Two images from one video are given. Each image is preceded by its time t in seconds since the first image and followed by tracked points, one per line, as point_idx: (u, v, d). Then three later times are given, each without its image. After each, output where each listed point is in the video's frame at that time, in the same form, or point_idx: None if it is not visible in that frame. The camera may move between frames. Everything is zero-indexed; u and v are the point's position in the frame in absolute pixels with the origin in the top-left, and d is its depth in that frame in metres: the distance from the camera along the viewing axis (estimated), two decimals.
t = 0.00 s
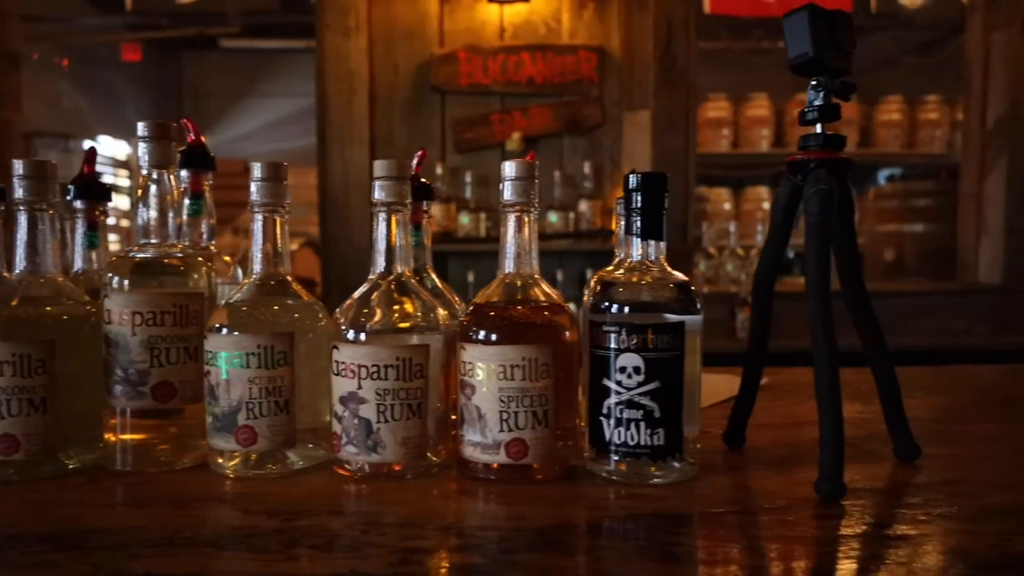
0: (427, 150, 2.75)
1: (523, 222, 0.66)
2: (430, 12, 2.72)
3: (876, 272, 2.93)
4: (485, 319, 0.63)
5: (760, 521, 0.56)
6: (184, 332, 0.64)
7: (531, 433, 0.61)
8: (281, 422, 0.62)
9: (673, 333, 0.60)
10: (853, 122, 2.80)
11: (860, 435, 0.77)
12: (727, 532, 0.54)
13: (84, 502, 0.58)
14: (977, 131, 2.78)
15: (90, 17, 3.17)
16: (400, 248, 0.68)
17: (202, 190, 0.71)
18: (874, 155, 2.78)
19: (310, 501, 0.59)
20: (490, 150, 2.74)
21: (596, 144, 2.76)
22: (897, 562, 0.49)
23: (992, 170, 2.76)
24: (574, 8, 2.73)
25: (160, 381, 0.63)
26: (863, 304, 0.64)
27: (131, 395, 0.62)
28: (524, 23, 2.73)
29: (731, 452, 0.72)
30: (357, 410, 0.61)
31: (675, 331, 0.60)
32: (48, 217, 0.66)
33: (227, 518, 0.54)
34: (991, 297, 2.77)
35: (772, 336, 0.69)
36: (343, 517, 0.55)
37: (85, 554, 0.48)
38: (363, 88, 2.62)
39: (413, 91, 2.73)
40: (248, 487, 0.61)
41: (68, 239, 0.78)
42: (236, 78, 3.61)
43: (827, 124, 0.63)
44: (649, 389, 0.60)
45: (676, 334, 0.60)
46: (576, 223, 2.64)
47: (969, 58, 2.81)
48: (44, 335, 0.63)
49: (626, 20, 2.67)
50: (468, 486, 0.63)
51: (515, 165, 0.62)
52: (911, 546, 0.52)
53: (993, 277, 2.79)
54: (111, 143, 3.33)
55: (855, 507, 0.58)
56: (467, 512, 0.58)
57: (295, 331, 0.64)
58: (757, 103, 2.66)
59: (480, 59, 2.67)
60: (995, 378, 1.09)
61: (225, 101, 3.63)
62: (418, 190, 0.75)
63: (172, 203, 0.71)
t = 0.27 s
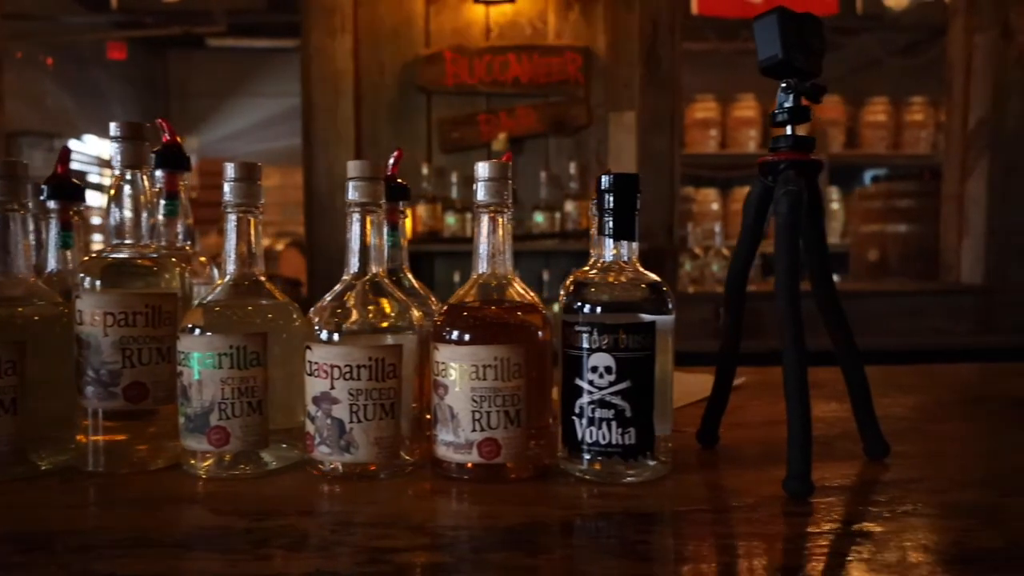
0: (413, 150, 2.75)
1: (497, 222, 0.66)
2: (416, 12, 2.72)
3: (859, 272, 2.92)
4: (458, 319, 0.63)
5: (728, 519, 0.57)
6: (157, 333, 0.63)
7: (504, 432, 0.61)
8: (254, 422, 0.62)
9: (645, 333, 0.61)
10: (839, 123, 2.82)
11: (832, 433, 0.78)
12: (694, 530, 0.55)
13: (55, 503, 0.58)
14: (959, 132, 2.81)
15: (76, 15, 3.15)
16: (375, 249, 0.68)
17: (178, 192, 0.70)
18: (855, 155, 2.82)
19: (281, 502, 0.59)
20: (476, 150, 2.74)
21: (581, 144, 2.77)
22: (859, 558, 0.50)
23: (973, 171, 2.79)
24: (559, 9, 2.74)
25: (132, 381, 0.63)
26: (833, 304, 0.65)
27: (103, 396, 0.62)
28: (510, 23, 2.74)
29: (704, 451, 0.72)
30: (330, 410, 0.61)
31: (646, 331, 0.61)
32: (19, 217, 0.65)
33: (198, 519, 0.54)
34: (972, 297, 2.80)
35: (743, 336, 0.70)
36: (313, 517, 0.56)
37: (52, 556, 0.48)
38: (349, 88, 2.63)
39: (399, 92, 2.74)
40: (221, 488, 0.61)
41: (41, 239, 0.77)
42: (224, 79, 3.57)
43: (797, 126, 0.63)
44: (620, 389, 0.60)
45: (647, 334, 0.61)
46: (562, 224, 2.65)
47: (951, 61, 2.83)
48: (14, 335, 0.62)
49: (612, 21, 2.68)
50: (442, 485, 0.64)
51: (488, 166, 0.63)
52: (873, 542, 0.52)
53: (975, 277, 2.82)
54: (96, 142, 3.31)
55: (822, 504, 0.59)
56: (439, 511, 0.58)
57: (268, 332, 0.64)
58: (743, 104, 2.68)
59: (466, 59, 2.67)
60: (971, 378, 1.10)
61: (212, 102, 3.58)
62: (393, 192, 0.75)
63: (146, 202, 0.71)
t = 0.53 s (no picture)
0: (402, 150, 2.74)
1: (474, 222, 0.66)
2: (404, 12, 2.71)
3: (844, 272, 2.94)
4: (436, 320, 0.63)
5: (700, 518, 0.57)
6: (133, 334, 0.63)
7: (480, 432, 0.61)
8: (230, 423, 0.62)
9: (620, 333, 0.61)
10: (828, 125, 2.83)
11: (811, 432, 0.78)
12: (666, 528, 0.55)
13: (29, 503, 0.58)
14: (944, 133, 2.83)
15: (65, 14, 3.17)
16: (353, 248, 0.68)
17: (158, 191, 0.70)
18: (842, 156, 2.82)
19: (257, 502, 0.59)
20: (465, 150, 2.74)
21: (570, 145, 2.77)
22: (826, 555, 0.50)
23: (958, 171, 2.81)
24: (547, 10, 2.73)
25: (108, 382, 0.62)
26: (808, 304, 0.65)
27: (78, 397, 0.62)
28: (498, 23, 2.74)
29: (681, 450, 0.73)
30: (307, 411, 0.61)
31: (622, 331, 0.61)
32: None
33: (172, 520, 0.54)
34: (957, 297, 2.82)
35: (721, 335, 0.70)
36: (288, 517, 0.56)
37: (24, 557, 0.48)
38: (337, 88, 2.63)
39: (387, 92, 2.73)
40: (198, 489, 0.61)
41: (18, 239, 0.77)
42: (211, 78, 3.41)
43: (772, 127, 0.63)
44: (596, 388, 0.61)
45: (623, 334, 0.61)
46: (550, 224, 2.65)
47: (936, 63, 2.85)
48: None
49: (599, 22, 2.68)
50: (419, 485, 0.64)
51: (465, 167, 0.63)
52: (841, 539, 0.53)
53: (960, 276, 2.85)
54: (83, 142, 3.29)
55: (793, 502, 0.59)
56: (414, 510, 0.58)
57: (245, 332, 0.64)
58: (732, 105, 2.68)
59: (454, 59, 2.66)
60: (952, 377, 1.10)
61: (199, 101, 3.40)
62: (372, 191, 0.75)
63: (123, 202, 0.71)
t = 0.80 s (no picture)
0: (387, 151, 2.73)
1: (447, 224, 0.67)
2: (389, 12, 2.70)
3: (828, 272, 3.00)
4: (408, 321, 0.63)
5: (668, 518, 0.57)
6: (103, 336, 0.63)
7: (452, 433, 0.61)
8: (202, 425, 0.62)
9: (591, 334, 0.61)
10: (814, 125, 2.87)
11: (784, 432, 0.79)
12: (633, 528, 0.56)
13: None
14: (926, 134, 2.86)
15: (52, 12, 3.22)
16: (326, 250, 0.68)
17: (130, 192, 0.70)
18: (830, 156, 2.88)
19: (227, 504, 0.59)
20: (449, 150, 2.74)
21: (556, 146, 2.76)
22: (788, 555, 0.51)
23: (940, 172, 2.84)
24: (532, 10, 2.73)
25: (79, 384, 0.62)
26: (778, 304, 0.66)
27: (48, 399, 0.62)
28: (484, 24, 2.73)
29: (654, 450, 0.73)
30: (279, 412, 0.61)
31: (593, 332, 0.61)
32: None
33: (140, 522, 0.55)
34: (939, 297, 2.85)
35: (693, 335, 0.71)
36: (256, 519, 0.56)
37: None
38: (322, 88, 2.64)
39: (372, 92, 2.72)
40: (170, 491, 0.61)
41: None
42: (199, 77, 3.64)
43: (743, 129, 0.64)
44: (567, 389, 0.61)
45: (594, 336, 0.61)
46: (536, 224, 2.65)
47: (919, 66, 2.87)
48: None
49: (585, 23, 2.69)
50: (392, 485, 0.64)
51: (437, 169, 0.63)
52: (805, 539, 0.53)
53: (942, 277, 2.86)
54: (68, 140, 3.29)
55: (761, 502, 0.60)
56: (385, 512, 0.58)
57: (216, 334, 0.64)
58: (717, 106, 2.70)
59: (439, 59, 2.66)
60: (930, 377, 1.11)
61: (188, 100, 3.66)
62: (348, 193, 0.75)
63: (94, 204, 0.71)
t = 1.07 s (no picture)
0: (371, 152, 2.73)
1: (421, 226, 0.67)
2: (373, 12, 2.70)
3: (811, 272, 3.02)
4: (381, 323, 0.63)
5: (636, 518, 0.58)
6: (73, 339, 0.63)
7: (424, 435, 0.62)
8: (173, 428, 0.61)
9: (563, 336, 0.62)
10: (799, 127, 2.92)
11: (758, 432, 0.80)
12: (601, 528, 0.56)
13: None
14: (907, 136, 2.89)
15: (34, 10, 3.19)
16: (300, 252, 0.68)
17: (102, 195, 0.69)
18: (816, 157, 2.93)
19: (198, 507, 0.59)
20: (434, 151, 2.74)
21: (540, 147, 2.76)
22: (752, 554, 0.51)
23: (922, 174, 2.86)
24: (517, 11, 2.73)
25: (48, 387, 0.62)
26: (749, 306, 0.67)
27: (16, 402, 0.61)
28: (468, 25, 2.73)
29: (629, 450, 0.74)
30: (250, 415, 0.61)
31: (564, 334, 0.62)
32: None
33: (109, 526, 0.55)
34: (920, 297, 2.88)
35: (666, 336, 0.72)
36: (226, 522, 0.56)
37: None
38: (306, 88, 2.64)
39: (356, 92, 2.71)
40: (141, 494, 0.61)
41: None
42: (184, 77, 3.71)
43: (713, 133, 0.64)
44: (538, 391, 0.61)
45: (565, 337, 0.62)
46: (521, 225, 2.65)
47: (901, 69, 2.89)
48: None
49: (570, 24, 2.69)
50: (365, 487, 0.64)
51: (411, 171, 0.63)
52: (770, 538, 0.54)
53: (923, 277, 2.89)
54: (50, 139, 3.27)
55: (730, 502, 0.60)
56: (356, 513, 0.58)
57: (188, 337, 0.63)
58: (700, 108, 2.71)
59: (424, 60, 2.66)
60: (908, 376, 1.12)
61: (171, 100, 3.72)
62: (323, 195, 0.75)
63: (65, 206, 0.70)
